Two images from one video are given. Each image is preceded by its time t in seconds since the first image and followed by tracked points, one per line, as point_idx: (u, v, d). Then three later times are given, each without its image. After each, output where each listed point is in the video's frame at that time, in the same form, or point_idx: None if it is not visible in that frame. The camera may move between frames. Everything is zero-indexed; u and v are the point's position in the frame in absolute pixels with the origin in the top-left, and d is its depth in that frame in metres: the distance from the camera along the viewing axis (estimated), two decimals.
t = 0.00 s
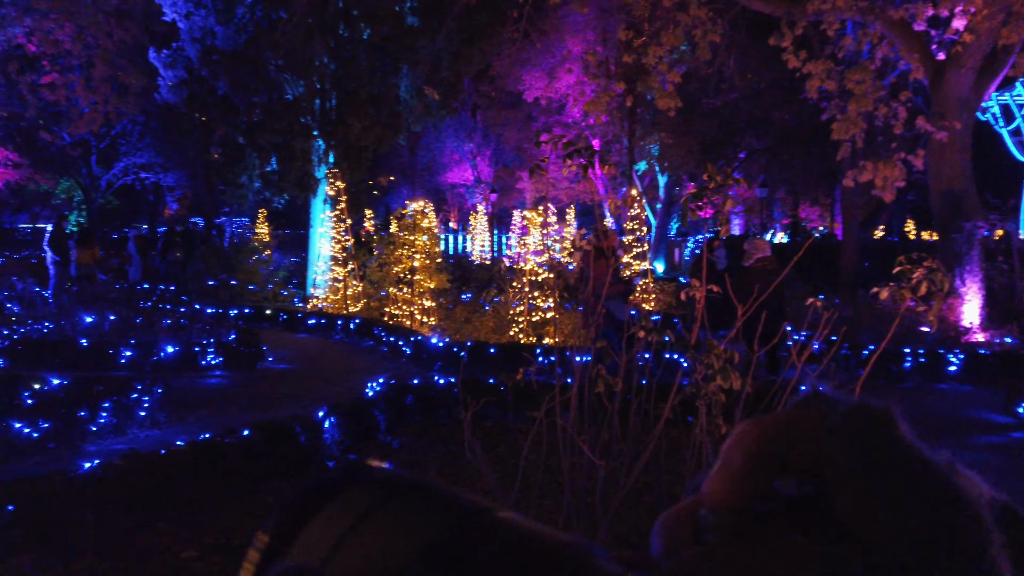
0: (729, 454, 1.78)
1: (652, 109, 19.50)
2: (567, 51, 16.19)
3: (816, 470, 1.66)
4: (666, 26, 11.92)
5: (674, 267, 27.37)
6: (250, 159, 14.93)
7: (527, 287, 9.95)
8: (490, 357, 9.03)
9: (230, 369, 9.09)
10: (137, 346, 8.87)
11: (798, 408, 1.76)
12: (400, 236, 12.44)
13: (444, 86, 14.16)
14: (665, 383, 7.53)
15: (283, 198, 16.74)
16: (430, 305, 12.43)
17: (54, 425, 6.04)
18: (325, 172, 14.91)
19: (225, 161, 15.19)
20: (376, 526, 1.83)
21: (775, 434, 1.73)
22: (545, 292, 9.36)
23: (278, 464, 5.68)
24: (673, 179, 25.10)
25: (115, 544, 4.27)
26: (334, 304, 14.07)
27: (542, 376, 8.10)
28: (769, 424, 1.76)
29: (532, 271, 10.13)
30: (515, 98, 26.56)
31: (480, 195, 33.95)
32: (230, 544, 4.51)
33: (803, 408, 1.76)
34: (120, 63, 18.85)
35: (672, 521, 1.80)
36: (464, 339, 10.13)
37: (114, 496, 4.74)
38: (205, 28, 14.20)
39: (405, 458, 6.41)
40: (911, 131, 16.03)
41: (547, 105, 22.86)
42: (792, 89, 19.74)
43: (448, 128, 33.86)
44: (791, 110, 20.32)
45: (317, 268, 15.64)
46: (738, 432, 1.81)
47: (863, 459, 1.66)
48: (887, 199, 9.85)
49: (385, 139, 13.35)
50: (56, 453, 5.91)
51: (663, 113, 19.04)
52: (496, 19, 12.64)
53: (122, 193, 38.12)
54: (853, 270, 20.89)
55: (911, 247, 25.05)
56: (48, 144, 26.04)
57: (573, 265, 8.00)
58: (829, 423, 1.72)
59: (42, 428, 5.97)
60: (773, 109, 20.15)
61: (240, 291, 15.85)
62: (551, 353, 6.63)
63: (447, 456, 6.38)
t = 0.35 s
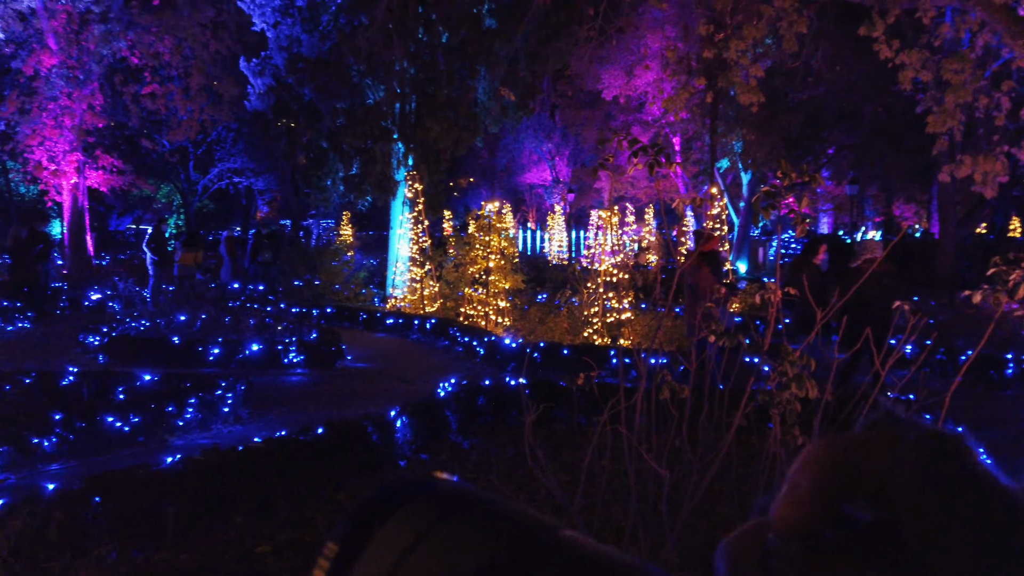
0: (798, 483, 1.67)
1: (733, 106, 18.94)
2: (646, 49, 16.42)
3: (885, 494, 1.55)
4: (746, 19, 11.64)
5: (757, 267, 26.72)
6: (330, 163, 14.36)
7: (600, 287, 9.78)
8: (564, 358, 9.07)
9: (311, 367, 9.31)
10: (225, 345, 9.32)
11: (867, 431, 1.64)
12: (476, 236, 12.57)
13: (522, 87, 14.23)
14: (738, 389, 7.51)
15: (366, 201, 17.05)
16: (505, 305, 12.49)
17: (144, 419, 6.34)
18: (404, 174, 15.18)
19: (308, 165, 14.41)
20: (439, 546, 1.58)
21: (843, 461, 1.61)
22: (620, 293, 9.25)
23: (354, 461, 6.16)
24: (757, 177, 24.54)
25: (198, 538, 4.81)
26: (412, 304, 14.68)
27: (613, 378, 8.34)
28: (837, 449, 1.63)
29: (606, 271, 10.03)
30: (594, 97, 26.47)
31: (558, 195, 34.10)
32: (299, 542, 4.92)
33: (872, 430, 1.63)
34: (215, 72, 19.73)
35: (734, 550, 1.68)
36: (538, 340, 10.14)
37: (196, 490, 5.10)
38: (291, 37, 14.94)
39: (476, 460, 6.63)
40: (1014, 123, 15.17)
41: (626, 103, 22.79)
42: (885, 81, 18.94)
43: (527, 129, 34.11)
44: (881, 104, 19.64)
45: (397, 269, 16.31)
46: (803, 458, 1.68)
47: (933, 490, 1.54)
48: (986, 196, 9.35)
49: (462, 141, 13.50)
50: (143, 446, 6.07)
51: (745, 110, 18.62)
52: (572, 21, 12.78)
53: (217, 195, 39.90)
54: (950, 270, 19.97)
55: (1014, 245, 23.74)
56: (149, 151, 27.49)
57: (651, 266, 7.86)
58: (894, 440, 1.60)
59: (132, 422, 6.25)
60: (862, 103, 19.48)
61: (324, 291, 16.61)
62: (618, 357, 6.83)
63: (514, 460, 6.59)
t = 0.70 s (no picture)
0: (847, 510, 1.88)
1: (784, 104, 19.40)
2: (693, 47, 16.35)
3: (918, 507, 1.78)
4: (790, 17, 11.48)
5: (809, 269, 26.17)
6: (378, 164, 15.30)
7: (647, 289, 9.86)
8: (608, 360, 9.09)
9: (357, 367, 9.48)
10: (274, 344, 9.60)
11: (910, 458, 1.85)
12: (521, 237, 12.66)
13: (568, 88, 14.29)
14: (786, 393, 7.40)
15: (413, 202, 17.22)
16: (549, 306, 12.39)
17: (194, 416, 6.68)
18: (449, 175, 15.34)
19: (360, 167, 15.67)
20: (485, 555, 1.75)
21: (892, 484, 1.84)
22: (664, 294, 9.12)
23: (400, 461, 6.29)
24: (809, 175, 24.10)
25: (243, 536, 5.01)
26: (457, 304, 14.90)
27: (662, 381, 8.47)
28: (884, 473, 1.86)
29: (652, 273, 9.93)
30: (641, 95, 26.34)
31: (604, 196, 34.03)
32: (339, 540, 5.05)
33: (918, 460, 1.87)
34: (268, 78, 20.28)
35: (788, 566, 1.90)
36: (582, 341, 10.14)
37: (240, 488, 5.26)
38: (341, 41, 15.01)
39: (518, 462, 6.69)
40: None
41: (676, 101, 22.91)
42: (943, 76, 18.41)
43: (574, 129, 34.11)
44: (939, 99, 19.12)
45: (443, 270, 16.72)
46: (853, 483, 1.90)
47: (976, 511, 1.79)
48: None
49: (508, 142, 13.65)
50: (195, 443, 6.53)
51: (797, 107, 18.30)
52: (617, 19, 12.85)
53: (269, 197, 40.81)
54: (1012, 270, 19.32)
55: None
56: (205, 155, 28.33)
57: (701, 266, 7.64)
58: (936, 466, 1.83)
59: (183, 419, 6.62)
60: (919, 98, 18.96)
61: (371, 291, 17.23)
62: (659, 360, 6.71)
63: (554, 462, 6.66)
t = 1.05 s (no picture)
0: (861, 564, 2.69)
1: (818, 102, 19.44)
2: (726, 46, 16.19)
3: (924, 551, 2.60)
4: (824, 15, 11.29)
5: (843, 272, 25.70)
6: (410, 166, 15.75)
7: (678, 292, 9.57)
8: (638, 362, 9.06)
9: (386, 366, 9.62)
10: (306, 343, 9.71)
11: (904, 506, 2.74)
12: (551, 238, 12.72)
13: (599, 88, 14.28)
14: (818, 397, 7.29)
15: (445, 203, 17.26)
16: (578, 308, 12.31)
17: (226, 416, 6.83)
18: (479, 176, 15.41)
19: (389, 168, 15.94)
20: (516, 562, 2.08)
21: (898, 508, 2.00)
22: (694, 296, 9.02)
23: (424, 460, 6.30)
24: (844, 176, 23.75)
25: (272, 536, 5.07)
26: (486, 305, 14.97)
27: (691, 384, 8.41)
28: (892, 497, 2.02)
29: (682, 274, 9.80)
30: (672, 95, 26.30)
31: (634, 197, 33.79)
32: (367, 539, 5.08)
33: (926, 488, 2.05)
34: (302, 80, 20.57)
35: None
36: (611, 343, 10.11)
37: (270, 486, 5.32)
38: (372, 43, 15.31)
39: (545, 464, 6.70)
40: None
41: (708, 101, 22.80)
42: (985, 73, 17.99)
43: (604, 130, 33.93)
44: (981, 97, 18.69)
45: (472, 271, 16.82)
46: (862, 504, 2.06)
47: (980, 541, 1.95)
48: None
49: (539, 143, 13.40)
50: (227, 441, 6.71)
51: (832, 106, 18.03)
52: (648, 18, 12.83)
53: (302, 199, 41.28)
54: None
55: None
56: (240, 157, 28.78)
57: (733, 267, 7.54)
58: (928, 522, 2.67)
59: (215, 418, 6.78)
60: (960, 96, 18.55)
61: (401, 291, 17.56)
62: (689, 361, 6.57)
63: (581, 465, 6.66)
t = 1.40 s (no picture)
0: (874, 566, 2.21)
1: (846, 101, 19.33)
2: (751, 44, 16.06)
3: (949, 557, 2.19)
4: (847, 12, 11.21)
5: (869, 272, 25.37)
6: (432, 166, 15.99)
7: (700, 292, 9.58)
8: (661, 363, 9.04)
9: (408, 366, 9.66)
10: (329, 343, 9.79)
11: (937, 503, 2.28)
12: (573, 238, 12.64)
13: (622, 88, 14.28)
14: (844, 399, 7.22)
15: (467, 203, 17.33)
16: (600, 308, 12.24)
17: (250, 414, 6.91)
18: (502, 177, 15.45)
19: (412, 169, 16.14)
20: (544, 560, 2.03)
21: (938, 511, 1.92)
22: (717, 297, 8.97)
23: (445, 460, 6.32)
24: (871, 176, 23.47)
25: (294, 533, 5.13)
26: (509, 305, 15.02)
27: (715, 385, 8.36)
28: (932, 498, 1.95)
29: (706, 274, 9.73)
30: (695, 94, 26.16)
31: (657, 197, 33.62)
32: (387, 538, 5.11)
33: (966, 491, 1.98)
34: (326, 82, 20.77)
35: None
36: (633, 344, 10.09)
37: (293, 485, 5.37)
38: (395, 44, 15.08)
39: (565, 465, 6.68)
40: None
41: (732, 100, 22.66)
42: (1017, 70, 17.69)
43: (627, 129, 33.78)
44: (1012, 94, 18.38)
45: (494, 272, 16.87)
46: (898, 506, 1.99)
47: None
48: None
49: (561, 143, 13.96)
50: (251, 440, 6.77)
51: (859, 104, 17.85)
52: (671, 17, 12.77)
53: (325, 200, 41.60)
54: None
55: None
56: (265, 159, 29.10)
57: (757, 268, 7.48)
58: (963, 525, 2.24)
59: (239, 416, 6.86)
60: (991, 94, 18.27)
61: (423, 291, 17.48)
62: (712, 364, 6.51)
63: (602, 466, 6.64)
